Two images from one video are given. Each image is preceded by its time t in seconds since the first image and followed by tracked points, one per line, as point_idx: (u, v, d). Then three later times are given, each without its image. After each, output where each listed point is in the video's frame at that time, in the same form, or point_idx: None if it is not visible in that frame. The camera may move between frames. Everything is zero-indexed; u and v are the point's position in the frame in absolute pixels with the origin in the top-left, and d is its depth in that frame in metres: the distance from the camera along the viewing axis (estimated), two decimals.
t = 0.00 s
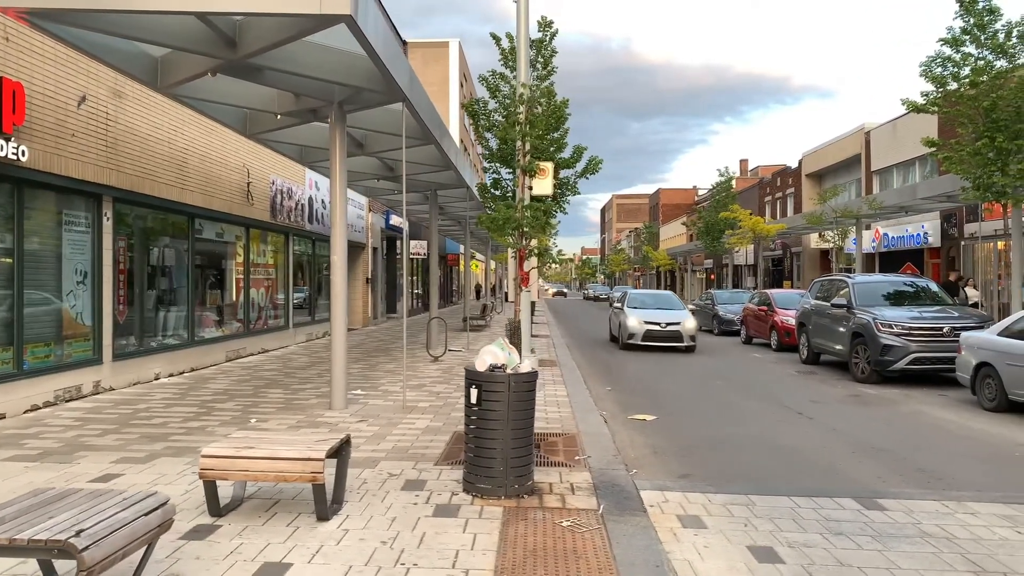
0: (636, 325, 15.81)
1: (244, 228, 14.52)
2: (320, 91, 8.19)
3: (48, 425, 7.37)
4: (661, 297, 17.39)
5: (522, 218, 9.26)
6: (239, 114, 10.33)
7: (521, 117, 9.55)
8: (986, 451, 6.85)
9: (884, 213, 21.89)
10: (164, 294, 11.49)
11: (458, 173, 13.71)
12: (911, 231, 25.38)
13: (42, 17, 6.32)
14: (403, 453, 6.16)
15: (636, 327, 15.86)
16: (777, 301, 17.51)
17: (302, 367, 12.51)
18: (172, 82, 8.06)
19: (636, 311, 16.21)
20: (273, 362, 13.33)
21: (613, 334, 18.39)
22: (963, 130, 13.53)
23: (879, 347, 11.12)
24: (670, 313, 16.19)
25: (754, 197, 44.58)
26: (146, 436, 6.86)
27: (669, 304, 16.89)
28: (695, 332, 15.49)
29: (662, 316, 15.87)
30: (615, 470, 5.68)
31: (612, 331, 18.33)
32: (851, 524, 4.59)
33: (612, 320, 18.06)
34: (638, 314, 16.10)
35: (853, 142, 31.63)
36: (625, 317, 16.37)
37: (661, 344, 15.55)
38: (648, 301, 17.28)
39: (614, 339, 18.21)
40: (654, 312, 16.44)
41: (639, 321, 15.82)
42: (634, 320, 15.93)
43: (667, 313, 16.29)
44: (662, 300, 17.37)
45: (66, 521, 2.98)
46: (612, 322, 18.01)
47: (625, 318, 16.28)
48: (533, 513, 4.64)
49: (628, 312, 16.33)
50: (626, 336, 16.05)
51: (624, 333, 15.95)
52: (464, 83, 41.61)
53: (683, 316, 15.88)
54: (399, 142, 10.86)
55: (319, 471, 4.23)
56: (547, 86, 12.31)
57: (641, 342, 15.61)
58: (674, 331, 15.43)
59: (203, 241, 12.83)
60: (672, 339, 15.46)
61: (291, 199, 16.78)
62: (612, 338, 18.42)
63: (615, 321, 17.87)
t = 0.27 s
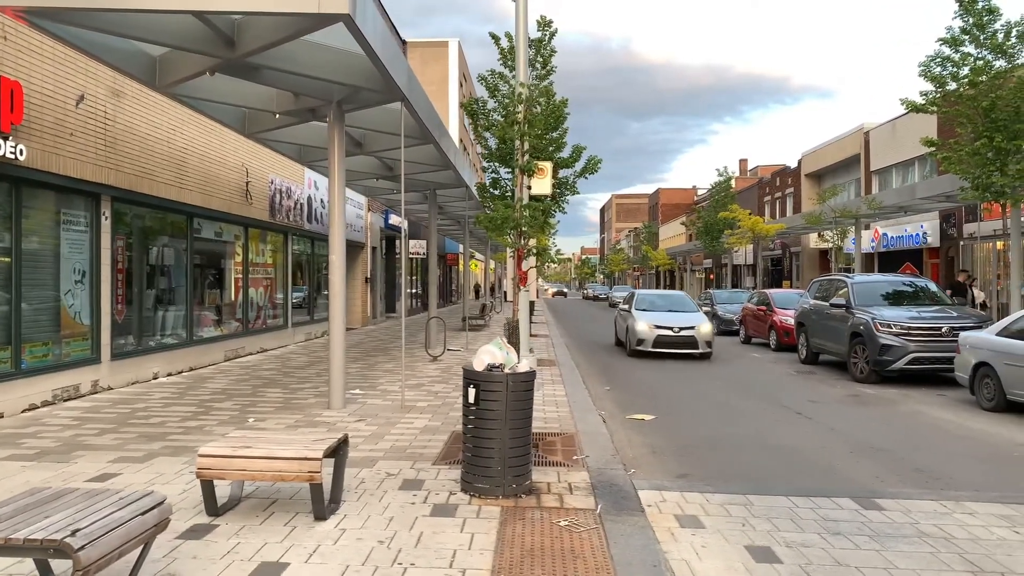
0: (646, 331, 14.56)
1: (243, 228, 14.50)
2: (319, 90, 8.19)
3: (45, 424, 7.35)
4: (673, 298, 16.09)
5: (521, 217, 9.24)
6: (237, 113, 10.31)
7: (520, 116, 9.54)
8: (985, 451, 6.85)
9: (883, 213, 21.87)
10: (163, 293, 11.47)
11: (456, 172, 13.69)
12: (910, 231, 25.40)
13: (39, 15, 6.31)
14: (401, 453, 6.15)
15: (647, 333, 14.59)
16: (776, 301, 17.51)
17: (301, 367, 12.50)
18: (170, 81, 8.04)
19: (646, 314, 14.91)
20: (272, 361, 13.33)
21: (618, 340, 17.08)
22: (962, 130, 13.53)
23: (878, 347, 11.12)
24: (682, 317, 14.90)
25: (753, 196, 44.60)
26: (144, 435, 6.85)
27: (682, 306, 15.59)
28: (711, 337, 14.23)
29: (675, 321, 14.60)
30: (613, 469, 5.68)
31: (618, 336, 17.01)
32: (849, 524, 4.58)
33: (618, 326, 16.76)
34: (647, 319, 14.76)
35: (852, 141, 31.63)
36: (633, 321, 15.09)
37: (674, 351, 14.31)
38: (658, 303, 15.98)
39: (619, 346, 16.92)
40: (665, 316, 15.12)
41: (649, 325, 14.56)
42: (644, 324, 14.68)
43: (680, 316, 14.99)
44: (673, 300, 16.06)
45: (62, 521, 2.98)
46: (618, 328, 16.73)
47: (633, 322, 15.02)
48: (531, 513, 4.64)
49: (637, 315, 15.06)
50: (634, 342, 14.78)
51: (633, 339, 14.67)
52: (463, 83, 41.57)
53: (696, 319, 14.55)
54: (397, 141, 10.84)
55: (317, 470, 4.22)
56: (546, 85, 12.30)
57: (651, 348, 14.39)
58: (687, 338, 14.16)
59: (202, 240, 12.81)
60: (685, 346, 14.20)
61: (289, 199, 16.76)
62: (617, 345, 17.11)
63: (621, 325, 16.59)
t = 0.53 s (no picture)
0: (658, 336, 13.03)
1: (241, 228, 14.50)
2: (317, 91, 8.18)
3: (43, 425, 7.34)
4: (686, 301, 14.59)
5: (520, 218, 9.23)
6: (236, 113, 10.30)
7: (518, 116, 9.53)
8: (983, 451, 6.85)
9: (882, 213, 21.89)
10: (161, 293, 11.47)
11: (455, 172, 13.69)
12: (909, 231, 25.42)
13: (37, 16, 6.31)
14: (399, 453, 6.15)
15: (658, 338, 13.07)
16: (775, 301, 17.52)
17: (300, 367, 12.49)
18: (169, 81, 8.04)
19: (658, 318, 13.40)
20: (271, 361, 13.33)
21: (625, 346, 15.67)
22: (961, 130, 13.54)
23: (876, 347, 11.12)
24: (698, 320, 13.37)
25: (752, 197, 44.64)
26: (142, 435, 6.84)
27: (696, 309, 14.09)
28: (731, 345, 12.71)
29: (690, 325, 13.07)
30: (612, 470, 5.68)
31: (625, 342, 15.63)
32: (848, 524, 4.58)
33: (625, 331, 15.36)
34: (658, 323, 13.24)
35: (851, 142, 31.66)
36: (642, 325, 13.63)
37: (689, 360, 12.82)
38: (669, 305, 14.47)
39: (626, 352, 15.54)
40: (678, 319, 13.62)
41: (662, 330, 13.04)
42: (656, 329, 13.14)
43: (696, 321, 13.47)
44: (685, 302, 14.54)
45: (59, 522, 2.97)
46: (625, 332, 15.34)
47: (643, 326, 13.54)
48: (529, 513, 4.64)
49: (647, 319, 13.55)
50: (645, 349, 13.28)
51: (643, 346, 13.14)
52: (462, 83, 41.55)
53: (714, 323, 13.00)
54: (396, 141, 10.83)
55: (315, 471, 4.22)
56: (545, 85, 12.31)
57: (664, 357, 12.86)
58: (705, 345, 12.62)
59: (200, 240, 12.80)
60: (703, 354, 12.67)
61: (288, 199, 16.76)
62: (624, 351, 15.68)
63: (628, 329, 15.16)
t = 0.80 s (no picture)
0: (675, 344, 11.45)
1: (241, 227, 14.49)
2: (317, 90, 8.17)
3: (43, 424, 7.33)
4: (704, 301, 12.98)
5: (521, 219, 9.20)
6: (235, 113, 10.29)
7: (518, 116, 9.50)
8: (983, 452, 6.84)
9: (882, 213, 21.90)
10: (161, 293, 11.46)
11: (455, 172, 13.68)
12: (909, 231, 25.42)
13: (37, 15, 6.30)
14: (399, 453, 6.14)
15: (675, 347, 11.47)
16: (775, 301, 17.52)
17: (299, 367, 12.48)
18: (168, 80, 8.02)
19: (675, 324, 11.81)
20: (271, 361, 13.32)
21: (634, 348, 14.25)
22: (961, 130, 13.53)
23: (876, 347, 11.11)
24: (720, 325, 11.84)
25: (752, 197, 44.64)
26: (141, 435, 6.83)
27: (717, 312, 12.49)
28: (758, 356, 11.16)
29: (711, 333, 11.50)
30: (612, 470, 5.67)
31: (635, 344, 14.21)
32: (849, 525, 4.57)
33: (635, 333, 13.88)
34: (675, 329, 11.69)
35: (851, 142, 31.66)
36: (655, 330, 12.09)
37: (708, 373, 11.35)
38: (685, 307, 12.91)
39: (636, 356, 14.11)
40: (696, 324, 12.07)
41: (679, 337, 11.44)
42: (673, 336, 11.55)
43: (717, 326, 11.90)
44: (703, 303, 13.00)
45: (57, 522, 2.96)
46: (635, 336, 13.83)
47: (657, 331, 12.00)
48: (529, 514, 4.63)
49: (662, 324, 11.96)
50: (659, 359, 11.74)
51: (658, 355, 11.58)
52: (462, 83, 41.52)
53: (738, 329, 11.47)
54: (396, 141, 10.81)
55: (314, 470, 4.21)
56: (545, 85, 12.30)
57: (681, 368, 11.32)
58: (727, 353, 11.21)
59: (200, 240, 12.78)
60: (727, 365, 11.11)
61: (288, 199, 16.74)
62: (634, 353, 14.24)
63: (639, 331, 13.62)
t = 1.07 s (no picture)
0: (699, 354, 9.84)
1: (242, 227, 14.46)
2: (318, 89, 8.14)
3: (43, 425, 7.30)
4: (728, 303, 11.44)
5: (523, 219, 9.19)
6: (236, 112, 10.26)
7: (520, 115, 9.45)
8: (987, 453, 6.81)
9: (883, 213, 21.88)
10: (161, 293, 11.43)
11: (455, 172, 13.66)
12: (909, 231, 25.40)
13: (36, 13, 6.27)
14: (400, 454, 6.11)
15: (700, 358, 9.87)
16: (776, 301, 17.50)
17: (300, 367, 12.46)
18: (168, 80, 7.99)
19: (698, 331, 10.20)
20: (271, 361, 13.30)
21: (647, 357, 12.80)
22: (963, 130, 13.50)
23: (878, 348, 11.10)
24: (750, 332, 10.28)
25: (752, 196, 44.62)
26: (142, 436, 6.81)
27: (744, 316, 10.88)
28: (797, 367, 9.59)
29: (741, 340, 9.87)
30: (614, 471, 5.64)
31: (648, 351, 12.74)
32: (854, 527, 4.54)
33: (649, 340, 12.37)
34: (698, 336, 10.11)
35: (851, 142, 31.65)
36: (674, 337, 10.52)
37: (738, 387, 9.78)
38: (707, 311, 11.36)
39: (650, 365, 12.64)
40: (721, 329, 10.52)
41: (704, 345, 9.84)
42: (696, 344, 9.95)
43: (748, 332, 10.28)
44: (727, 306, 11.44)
45: (57, 525, 2.93)
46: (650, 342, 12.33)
47: (676, 338, 10.42)
48: (532, 515, 4.61)
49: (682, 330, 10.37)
50: (680, 370, 10.14)
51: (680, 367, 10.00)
52: (462, 82, 41.47)
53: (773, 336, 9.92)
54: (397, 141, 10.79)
55: (316, 472, 4.19)
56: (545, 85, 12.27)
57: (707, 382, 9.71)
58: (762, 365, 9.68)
59: (200, 239, 12.75)
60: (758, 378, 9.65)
61: (288, 198, 16.71)
62: (648, 363, 12.77)
63: (654, 338, 12.07)
